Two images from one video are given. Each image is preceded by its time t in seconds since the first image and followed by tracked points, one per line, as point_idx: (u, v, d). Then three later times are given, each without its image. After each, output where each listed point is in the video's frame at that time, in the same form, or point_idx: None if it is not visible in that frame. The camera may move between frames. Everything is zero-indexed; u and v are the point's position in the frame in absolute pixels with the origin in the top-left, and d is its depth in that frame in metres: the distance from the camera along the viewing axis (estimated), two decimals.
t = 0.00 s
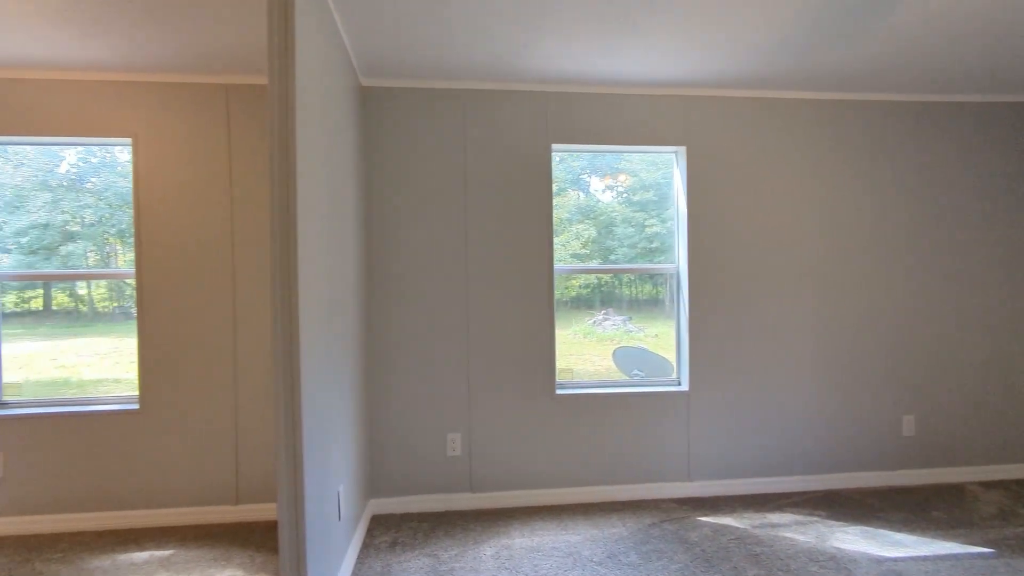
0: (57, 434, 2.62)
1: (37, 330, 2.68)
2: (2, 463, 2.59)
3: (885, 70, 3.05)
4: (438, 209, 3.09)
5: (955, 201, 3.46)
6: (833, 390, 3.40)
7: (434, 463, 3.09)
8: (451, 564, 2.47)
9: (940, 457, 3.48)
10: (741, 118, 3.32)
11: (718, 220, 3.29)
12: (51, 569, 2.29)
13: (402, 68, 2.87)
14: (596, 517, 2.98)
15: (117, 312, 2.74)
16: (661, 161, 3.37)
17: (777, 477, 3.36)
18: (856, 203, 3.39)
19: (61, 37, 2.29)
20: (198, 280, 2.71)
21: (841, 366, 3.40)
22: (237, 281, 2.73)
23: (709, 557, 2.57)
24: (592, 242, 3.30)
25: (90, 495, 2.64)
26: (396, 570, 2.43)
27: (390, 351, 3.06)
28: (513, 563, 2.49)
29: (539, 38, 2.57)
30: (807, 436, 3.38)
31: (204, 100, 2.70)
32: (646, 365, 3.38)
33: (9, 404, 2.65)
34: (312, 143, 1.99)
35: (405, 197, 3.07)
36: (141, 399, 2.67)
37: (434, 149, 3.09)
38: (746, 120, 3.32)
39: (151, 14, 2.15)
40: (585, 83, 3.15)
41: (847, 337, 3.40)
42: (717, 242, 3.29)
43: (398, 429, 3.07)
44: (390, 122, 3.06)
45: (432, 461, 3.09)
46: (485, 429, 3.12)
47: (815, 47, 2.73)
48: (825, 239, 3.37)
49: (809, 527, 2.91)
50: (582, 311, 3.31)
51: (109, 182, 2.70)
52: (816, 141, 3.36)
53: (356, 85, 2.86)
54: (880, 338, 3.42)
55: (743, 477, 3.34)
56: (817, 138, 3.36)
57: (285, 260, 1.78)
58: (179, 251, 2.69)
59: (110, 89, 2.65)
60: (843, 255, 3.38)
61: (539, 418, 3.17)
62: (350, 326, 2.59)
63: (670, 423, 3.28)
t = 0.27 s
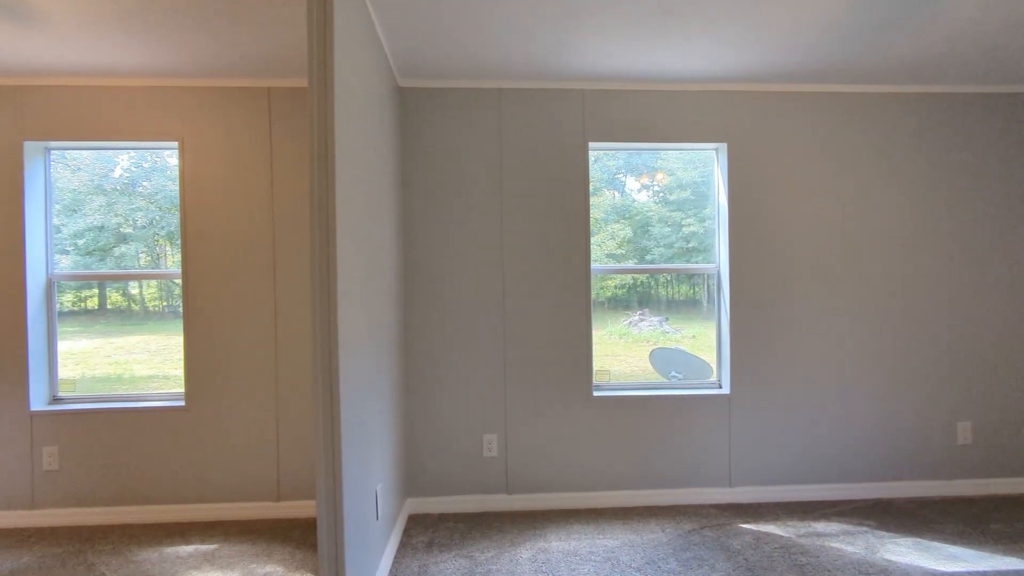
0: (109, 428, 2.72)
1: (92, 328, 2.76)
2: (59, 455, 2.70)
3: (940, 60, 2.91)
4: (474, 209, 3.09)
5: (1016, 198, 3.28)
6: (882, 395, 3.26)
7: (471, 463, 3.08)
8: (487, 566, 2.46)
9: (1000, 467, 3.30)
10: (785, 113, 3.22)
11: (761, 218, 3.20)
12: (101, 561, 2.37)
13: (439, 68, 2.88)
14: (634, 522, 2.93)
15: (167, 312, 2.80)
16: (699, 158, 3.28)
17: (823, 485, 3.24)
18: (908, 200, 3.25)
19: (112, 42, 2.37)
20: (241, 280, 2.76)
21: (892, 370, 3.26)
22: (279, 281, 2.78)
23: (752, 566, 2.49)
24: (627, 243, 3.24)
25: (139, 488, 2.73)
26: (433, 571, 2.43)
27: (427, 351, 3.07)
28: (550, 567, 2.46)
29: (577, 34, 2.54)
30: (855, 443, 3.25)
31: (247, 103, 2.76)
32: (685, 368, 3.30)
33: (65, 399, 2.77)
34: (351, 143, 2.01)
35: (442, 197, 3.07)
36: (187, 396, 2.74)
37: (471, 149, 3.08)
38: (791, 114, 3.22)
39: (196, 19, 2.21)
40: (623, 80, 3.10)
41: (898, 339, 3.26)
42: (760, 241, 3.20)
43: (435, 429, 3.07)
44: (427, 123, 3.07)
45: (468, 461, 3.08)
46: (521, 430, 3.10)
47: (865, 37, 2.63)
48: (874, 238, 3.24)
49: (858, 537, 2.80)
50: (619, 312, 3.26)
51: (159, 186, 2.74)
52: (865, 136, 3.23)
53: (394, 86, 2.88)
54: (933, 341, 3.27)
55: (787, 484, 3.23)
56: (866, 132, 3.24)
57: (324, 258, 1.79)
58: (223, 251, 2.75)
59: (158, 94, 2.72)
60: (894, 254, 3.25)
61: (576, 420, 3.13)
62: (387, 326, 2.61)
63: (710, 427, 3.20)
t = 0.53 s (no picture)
0: (155, 426, 2.79)
1: (140, 327, 2.78)
2: (108, 451, 2.80)
3: (1001, 48, 2.76)
4: (510, 209, 3.07)
5: None
6: (936, 402, 3.11)
7: (507, 465, 3.06)
8: (523, 571, 2.44)
9: None
10: (832, 107, 3.10)
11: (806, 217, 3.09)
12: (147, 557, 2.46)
13: (475, 68, 2.87)
14: (673, 529, 2.86)
15: (213, 310, 2.77)
16: (737, 156, 3.19)
17: (872, 494, 3.11)
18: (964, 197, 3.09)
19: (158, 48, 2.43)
20: (280, 280, 2.79)
21: (947, 375, 3.11)
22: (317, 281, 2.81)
23: None
24: (663, 242, 3.18)
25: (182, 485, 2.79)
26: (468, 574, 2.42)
27: (462, 352, 3.06)
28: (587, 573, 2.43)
29: (616, 31, 2.49)
30: (907, 451, 3.11)
31: (286, 105, 2.79)
32: (724, 370, 3.21)
33: (114, 396, 2.85)
34: (387, 144, 2.01)
35: (478, 197, 3.06)
36: (228, 394, 2.77)
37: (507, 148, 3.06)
38: (838, 108, 3.10)
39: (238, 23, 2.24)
40: (662, 77, 3.04)
41: (953, 343, 3.10)
42: (805, 240, 3.09)
43: (470, 431, 3.06)
44: (463, 123, 3.06)
45: (504, 463, 3.06)
46: (557, 433, 3.07)
47: (920, 26, 2.50)
48: (927, 237, 3.09)
49: (911, 550, 2.67)
50: (655, 312, 3.19)
51: (206, 189, 2.67)
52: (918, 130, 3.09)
53: (430, 86, 2.88)
54: (993, 345, 3.10)
55: (834, 493, 3.11)
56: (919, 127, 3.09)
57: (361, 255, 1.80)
58: (262, 251, 2.77)
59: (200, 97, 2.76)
60: (949, 254, 3.09)
61: (612, 423, 3.08)
62: (423, 327, 2.60)
63: (752, 432, 3.10)
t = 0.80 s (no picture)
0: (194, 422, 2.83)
1: (185, 325, 2.89)
2: (150, 447, 2.85)
3: None
4: (544, 207, 3.03)
5: None
6: (994, 407, 2.95)
7: (540, 467, 3.02)
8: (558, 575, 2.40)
9: None
10: (881, 99, 2.97)
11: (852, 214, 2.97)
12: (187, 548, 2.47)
13: (509, 64, 2.83)
14: (711, 535, 2.78)
15: (252, 308, 2.91)
16: (775, 152, 3.09)
17: (923, 504, 2.96)
18: None
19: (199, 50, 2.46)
20: (315, 279, 2.82)
21: (1005, 379, 2.94)
22: (350, 280, 2.82)
23: None
24: (698, 241, 3.10)
25: (221, 481, 2.83)
26: None
27: (495, 351, 3.04)
28: None
29: (655, 22, 2.42)
30: (960, 459, 2.96)
31: (320, 106, 2.81)
32: (763, 372, 3.11)
33: (156, 392, 2.91)
34: (420, 142, 1.99)
35: (511, 195, 3.03)
36: (265, 391, 2.83)
37: (541, 145, 3.02)
38: (887, 100, 2.96)
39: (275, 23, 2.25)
40: (701, 70, 2.95)
41: (1012, 346, 2.94)
42: (851, 238, 2.97)
43: (503, 431, 3.03)
44: (497, 120, 3.03)
45: (537, 465, 3.02)
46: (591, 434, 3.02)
47: (981, 10, 2.37)
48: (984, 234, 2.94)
49: (967, 564, 2.54)
50: (689, 312, 3.11)
51: (245, 191, 2.84)
52: (974, 122, 2.94)
53: (463, 84, 2.86)
54: None
55: (882, 501, 2.98)
56: (976, 118, 2.94)
57: (395, 251, 1.79)
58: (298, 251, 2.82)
59: (240, 99, 2.81)
60: (1008, 252, 2.93)
61: (648, 426, 3.01)
62: (457, 326, 2.59)
63: (794, 437, 2.99)
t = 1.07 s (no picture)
0: (230, 419, 2.90)
1: (225, 323, 2.96)
2: (189, 443, 2.93)
3: None
4: (577, 206, 2.98)
5: None
6: None
7: (572, 470, 2.98)
8: None
9: None
10: (932, 90, 2.83)
11: (899, 211, 2.84)
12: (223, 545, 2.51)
13: (542, 61, 2.79)
14: (750, 544, 2.69)
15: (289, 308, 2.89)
16: (813, 148, 2.97)
17: (977, 516, 2.81)
18: None
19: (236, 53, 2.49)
20: (347, 279, 2.84)
21: None
22: (383, 280, 2.82)
23: None
24: (732, 240, 3.00)
25: (257, 478, 2.87)
26: None
27: (528, 352, 3.00)
28: None
29: (692, 15, 2.35)
30: (1017, 470, 2.80)
31: (353, 106, 2.81)
32: (802, 376, 3.00)
33: (194, 390, 2.99)
34: (452, 140, 1.97)
35: (544, 194, 2.99)
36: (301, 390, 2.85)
37: (574, 143, 2.98)
38: (939, 91, 2.83)
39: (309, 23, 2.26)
40: (740, 63, 2.86)
41: None
42: (898, 236, 2.84)
43: (535, 433, 3.00)
44: (529, 118, 2.99)
45: (570, 468, 2.98)
46: (625, 438, 2.96)
47: None
48: None
49: None
50: (723, 313, 3.02)
51: (282, 193, 2.80)
52: None
53: (496, 82, 2.83)
54: None
55: (932, 513, 2.84)
56: None
57: (427, 250, 1.77)
58: (332, 252, 2.83)
59: (277, 101, 2.85)
60: None
61: (684, 430, 2.93)
62: (489, 327, 2.56)
63: (837, 443, 2.88)
